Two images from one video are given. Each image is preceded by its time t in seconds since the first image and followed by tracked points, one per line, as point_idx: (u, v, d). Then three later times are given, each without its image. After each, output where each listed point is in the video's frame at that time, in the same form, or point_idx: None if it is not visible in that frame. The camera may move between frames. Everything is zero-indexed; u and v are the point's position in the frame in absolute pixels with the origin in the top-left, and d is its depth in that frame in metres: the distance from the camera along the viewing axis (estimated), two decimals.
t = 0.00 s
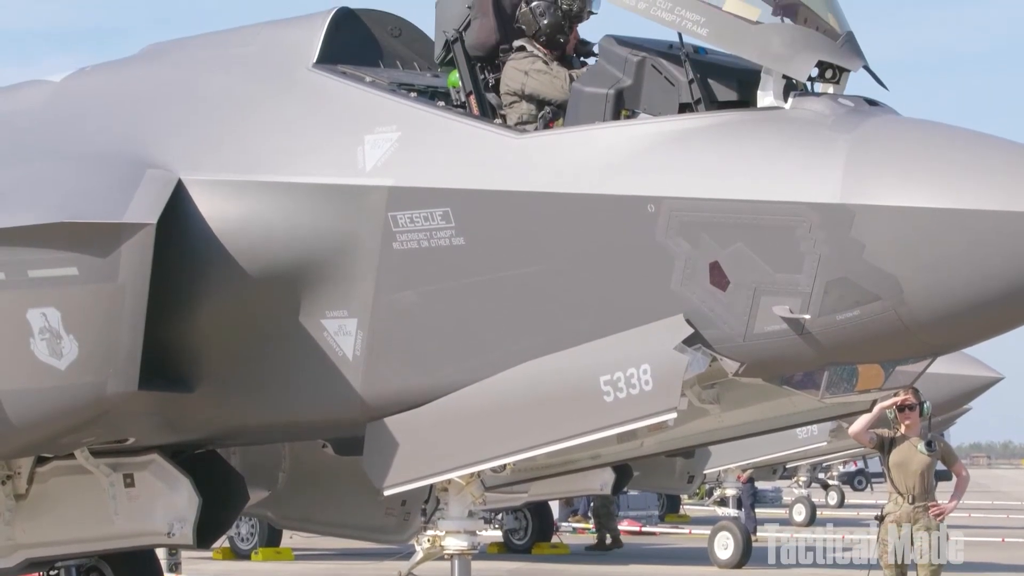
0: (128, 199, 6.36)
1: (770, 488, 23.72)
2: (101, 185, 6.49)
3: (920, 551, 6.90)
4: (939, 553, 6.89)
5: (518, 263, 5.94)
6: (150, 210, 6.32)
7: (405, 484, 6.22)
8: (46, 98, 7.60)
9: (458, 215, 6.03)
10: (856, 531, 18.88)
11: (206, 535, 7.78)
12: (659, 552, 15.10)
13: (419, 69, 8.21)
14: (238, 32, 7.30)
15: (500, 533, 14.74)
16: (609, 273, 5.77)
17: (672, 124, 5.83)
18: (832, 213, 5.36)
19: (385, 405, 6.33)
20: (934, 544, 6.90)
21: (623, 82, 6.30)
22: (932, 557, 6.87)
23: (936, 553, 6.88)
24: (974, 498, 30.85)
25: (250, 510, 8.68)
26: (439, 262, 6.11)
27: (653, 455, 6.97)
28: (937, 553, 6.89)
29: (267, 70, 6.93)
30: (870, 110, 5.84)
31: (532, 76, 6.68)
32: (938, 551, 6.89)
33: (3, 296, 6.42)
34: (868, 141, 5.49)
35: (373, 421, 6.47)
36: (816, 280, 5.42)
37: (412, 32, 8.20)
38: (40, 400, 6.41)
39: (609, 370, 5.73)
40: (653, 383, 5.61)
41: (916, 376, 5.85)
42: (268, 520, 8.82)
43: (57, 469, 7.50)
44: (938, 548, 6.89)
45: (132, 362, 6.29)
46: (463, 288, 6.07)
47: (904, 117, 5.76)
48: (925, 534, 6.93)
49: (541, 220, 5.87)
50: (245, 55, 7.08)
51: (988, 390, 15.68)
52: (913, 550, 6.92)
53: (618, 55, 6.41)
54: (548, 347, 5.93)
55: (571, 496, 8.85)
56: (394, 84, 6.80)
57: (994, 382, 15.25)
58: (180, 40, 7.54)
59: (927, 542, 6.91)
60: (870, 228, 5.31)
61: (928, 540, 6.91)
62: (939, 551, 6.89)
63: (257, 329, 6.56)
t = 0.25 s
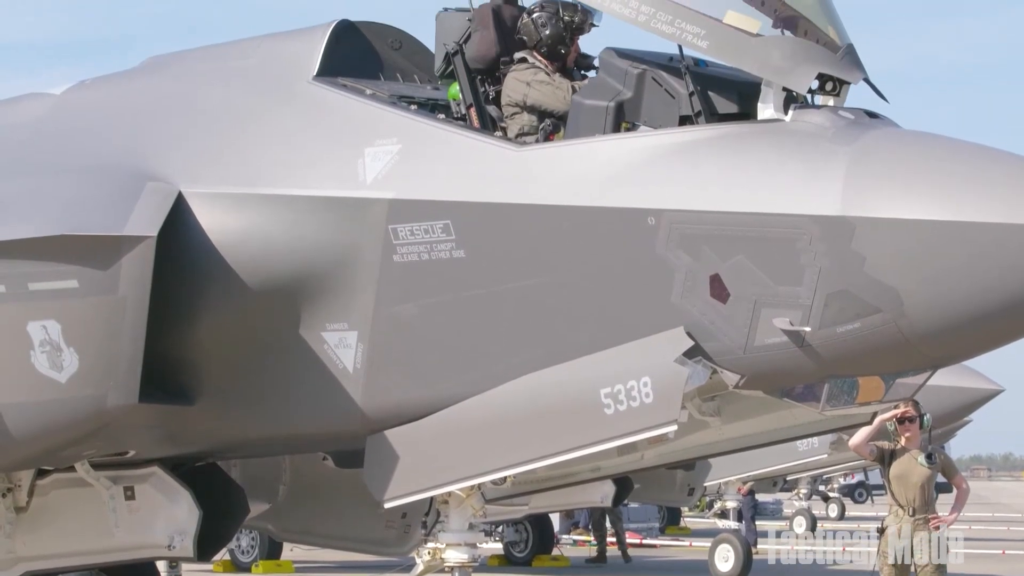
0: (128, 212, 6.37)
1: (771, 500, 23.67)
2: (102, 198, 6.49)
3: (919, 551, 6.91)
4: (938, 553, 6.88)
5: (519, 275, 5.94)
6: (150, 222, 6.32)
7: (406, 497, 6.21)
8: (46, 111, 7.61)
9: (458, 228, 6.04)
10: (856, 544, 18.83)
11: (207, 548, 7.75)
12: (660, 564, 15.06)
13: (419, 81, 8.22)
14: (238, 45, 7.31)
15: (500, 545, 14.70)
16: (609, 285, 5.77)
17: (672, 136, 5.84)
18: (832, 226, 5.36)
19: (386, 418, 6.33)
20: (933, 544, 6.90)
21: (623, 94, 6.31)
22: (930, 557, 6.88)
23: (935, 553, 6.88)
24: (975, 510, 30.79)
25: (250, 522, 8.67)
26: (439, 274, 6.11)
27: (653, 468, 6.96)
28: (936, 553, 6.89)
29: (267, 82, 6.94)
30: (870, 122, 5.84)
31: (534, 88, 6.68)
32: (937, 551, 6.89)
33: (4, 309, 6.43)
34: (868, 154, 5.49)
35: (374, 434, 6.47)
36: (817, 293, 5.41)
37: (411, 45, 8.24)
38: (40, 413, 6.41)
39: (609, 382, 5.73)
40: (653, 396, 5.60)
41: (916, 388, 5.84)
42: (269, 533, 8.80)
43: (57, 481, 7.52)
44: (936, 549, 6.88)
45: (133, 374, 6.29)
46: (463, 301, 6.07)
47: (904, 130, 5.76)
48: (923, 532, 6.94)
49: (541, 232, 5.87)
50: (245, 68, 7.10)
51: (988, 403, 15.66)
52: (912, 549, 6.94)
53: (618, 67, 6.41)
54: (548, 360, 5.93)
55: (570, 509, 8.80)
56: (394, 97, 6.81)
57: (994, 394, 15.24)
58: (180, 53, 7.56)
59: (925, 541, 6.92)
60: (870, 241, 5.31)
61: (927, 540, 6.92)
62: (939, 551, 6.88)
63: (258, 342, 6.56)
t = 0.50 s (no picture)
0: (128, 225, 6.37)
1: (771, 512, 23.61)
2: (102, 210, 6.50)
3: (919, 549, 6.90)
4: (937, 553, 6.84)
5: (519, 288, 5.94)
6: (150, 235, 6.33)
7: (406, 509, 6.20)
8: (46, 124, 7.62)
9: (459, 240, 6.04)
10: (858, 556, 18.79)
11: (206, 561, 7.72)
12: None
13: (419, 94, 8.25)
14: (238, 58, 7.33)
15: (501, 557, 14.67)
16: (609, 298, 5.77)
17: (673, 149, 5.84)
18: (832, 238, 5.36)
19: (386, 430, 6.32)
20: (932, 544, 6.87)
21: (623, 107, 6.32)
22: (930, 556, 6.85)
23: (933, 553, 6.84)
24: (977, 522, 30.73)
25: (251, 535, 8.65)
26: (439, 287, 6.11)
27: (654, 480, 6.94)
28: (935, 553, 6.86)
29: (267, 95, 6.95)
30: (870, 135, 5.85)
31: (535, 100, 6.70)
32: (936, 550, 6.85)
33: (4, 322, 6.43)
34: (869, 166, 5.49)
35: (374, 446, 6.46)
36: (817, 306, 5.41)
37: (411, 57, 8.26)
38: (40, 426, 6.41)
39: (610, 395, 5.73)
40: (654, 408, 5.60)
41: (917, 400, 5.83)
42: (270, 545, 8.77)
43: (57, 494, 7.54)
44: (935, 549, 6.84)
45: (133, 387, 6.29)
46: (463, 313, 6.07)
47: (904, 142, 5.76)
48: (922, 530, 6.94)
49: (542, 245, 5.87)
50: (245, 81, 7.11)
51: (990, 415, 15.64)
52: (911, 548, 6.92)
53: (618, 79, 6.42)
54: (548, 372, 5.92)
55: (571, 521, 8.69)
56: (394, 109, 6.82)
57: (995, 407, 15.22)
58: (180, 66, 7.57)
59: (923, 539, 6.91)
60: (871, 253, 5.31)
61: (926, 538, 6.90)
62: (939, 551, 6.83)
63: (258, 354, 6.55)
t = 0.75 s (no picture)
0: (129, 237, 6.39)
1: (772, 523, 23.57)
2: (102, 222, 6.52)
3: (915, 549, 6.91)
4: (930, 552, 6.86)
5: (519, 300, 5.94)
6: (151, 247, 6.34)
7: (406, 522, 6.19)
8: (46, 136, 7.64)
9: (459, 252, 6.04)
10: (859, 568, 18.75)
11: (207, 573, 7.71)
12: None
13: (419, 106, 8.27)
14: (238, 70, 7.35)
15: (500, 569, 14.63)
16: (609, 310, 5.77)
17: (672, 161, 5.85)
18: (832, 250, 5.36)
19: (386, 442, 6.32)
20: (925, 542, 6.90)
21: (623, 119, 6.33)
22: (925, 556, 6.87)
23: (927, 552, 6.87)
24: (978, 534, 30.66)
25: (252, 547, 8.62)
26: (440, 299, 6.11)
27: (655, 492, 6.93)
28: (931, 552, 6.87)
29: (267, 107, 6.97)
30: (870, 146, 5.85)
31: (535, 112, 6.70)
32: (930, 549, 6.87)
33: (5, 335, 6.43)
34: (869, 178, 5.49)
35: (374, 458, 6.46)
36: (817, 318, 5.42)
37: (412, 69, 8.28)
38: (40, 438, 6.41)
39: (610, 407, 5.72)
40: (654, 420, 5.59)
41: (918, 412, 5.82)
42: (270, 557, 8.70)
43: (57, 506, 7.56)
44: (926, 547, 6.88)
45: (133, 399, 6.27)
46: (464, 325, 6.07)
47: (904, 154, 5.77)
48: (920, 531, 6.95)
49: (542, 257, 5.88)
50: (244, 93, 7.13)
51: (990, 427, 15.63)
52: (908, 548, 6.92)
53: (618, 92, 6.43)
54: (548, 385, 5.92)
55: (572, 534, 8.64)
56: (395, 121, 6.83)
57: (996, 418, 15.21)
58: (180, 78, 7.59)
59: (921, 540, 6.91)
60: (871, 265, 5.31)
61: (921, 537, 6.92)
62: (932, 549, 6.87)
63: (258, 366, 6.56)
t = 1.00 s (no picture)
0: (129, 249, 6.40)
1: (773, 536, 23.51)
2: (103, 236, 6.53)
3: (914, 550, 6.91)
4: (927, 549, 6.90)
5: (519, 312, 5.94)
6: (151, 260, 6.35)
7: (406, 534, 6.18)
8: (47, 148, 7.65)
9: (459, 265, 6.04)
10: None
11: None
12: None
13: (420, 118, 8.29)
14: (238, 83, 7.36)
15: None
16: (610, 322, 5.77)
17: (673, 174, 5.85)
18: (832, 263, 5.36)
19: (387, 455, 6.32)
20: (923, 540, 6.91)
21: (624, 132, 6.34)
22: (923, 556, 6.89)
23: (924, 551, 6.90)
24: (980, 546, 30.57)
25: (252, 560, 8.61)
26: (440, 312, 6.11)
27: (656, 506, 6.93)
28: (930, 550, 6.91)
29: (268, 120, 6.98)
30: (870, 159, 5.86)
31: (535, 125, 6.72)
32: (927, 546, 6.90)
33: (5, 347, 6.43)
34: (869, 190, 5.50)
35: (374, 471, 6.45)
36: (817, 330, 5.42)
37: (412, 82, 8.30)
38: (41, 451, 6.40)
39: (611, 420, 5.72)
40: (654, 433, 5.59)
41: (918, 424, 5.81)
42: (270, 570, 8.66)
43: (58, 519, 7.55)
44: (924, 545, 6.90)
45: (133, 412, 6.28)
46: (464, 337, 6.07)
47: (905, 166, 5.77)
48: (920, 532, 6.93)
49: (542, 269, 5.88)
50: (244, 105, 7.14)
51: (991, 439, 15.61)
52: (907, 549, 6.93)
53: (618, 104, 6.44)
54: (548, 397, 5.92)
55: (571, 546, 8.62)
56: (395, 134, 6.84)
57: (996, 431, 15.19)
58: (180, 91, 7.61)
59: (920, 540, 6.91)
60: (871, 278, 5.31)
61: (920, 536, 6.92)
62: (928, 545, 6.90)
63: (259, 379, 6.56)
